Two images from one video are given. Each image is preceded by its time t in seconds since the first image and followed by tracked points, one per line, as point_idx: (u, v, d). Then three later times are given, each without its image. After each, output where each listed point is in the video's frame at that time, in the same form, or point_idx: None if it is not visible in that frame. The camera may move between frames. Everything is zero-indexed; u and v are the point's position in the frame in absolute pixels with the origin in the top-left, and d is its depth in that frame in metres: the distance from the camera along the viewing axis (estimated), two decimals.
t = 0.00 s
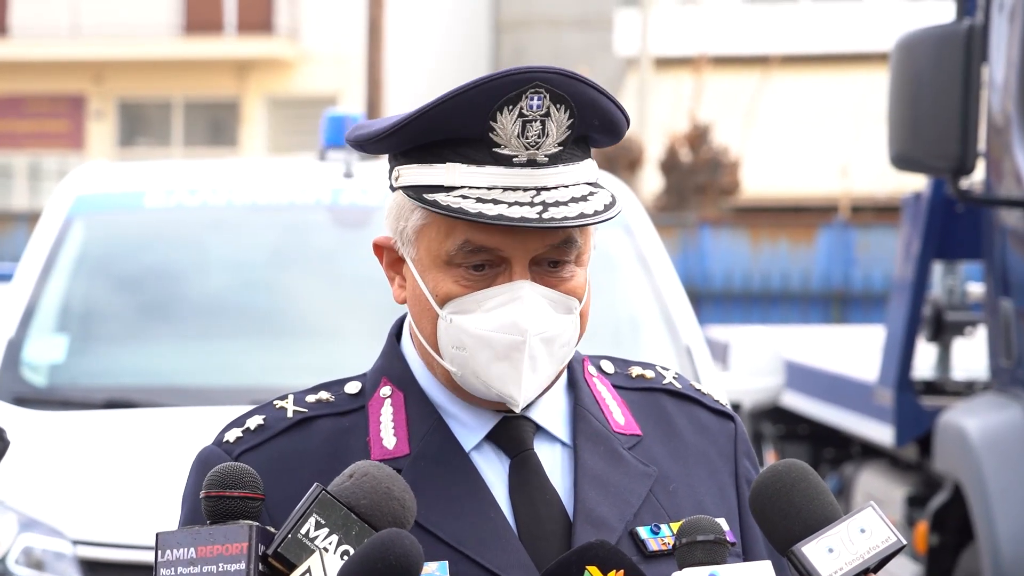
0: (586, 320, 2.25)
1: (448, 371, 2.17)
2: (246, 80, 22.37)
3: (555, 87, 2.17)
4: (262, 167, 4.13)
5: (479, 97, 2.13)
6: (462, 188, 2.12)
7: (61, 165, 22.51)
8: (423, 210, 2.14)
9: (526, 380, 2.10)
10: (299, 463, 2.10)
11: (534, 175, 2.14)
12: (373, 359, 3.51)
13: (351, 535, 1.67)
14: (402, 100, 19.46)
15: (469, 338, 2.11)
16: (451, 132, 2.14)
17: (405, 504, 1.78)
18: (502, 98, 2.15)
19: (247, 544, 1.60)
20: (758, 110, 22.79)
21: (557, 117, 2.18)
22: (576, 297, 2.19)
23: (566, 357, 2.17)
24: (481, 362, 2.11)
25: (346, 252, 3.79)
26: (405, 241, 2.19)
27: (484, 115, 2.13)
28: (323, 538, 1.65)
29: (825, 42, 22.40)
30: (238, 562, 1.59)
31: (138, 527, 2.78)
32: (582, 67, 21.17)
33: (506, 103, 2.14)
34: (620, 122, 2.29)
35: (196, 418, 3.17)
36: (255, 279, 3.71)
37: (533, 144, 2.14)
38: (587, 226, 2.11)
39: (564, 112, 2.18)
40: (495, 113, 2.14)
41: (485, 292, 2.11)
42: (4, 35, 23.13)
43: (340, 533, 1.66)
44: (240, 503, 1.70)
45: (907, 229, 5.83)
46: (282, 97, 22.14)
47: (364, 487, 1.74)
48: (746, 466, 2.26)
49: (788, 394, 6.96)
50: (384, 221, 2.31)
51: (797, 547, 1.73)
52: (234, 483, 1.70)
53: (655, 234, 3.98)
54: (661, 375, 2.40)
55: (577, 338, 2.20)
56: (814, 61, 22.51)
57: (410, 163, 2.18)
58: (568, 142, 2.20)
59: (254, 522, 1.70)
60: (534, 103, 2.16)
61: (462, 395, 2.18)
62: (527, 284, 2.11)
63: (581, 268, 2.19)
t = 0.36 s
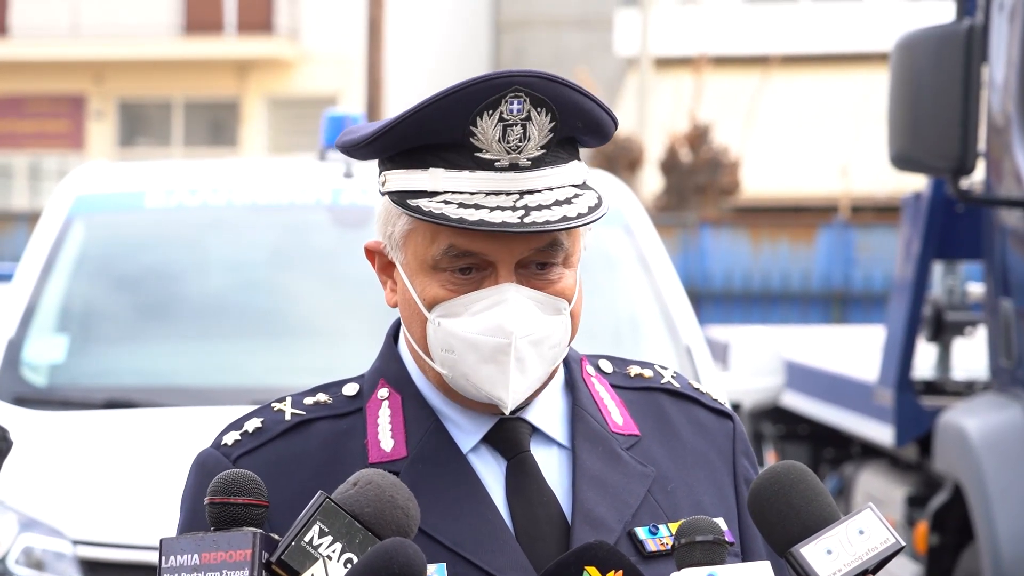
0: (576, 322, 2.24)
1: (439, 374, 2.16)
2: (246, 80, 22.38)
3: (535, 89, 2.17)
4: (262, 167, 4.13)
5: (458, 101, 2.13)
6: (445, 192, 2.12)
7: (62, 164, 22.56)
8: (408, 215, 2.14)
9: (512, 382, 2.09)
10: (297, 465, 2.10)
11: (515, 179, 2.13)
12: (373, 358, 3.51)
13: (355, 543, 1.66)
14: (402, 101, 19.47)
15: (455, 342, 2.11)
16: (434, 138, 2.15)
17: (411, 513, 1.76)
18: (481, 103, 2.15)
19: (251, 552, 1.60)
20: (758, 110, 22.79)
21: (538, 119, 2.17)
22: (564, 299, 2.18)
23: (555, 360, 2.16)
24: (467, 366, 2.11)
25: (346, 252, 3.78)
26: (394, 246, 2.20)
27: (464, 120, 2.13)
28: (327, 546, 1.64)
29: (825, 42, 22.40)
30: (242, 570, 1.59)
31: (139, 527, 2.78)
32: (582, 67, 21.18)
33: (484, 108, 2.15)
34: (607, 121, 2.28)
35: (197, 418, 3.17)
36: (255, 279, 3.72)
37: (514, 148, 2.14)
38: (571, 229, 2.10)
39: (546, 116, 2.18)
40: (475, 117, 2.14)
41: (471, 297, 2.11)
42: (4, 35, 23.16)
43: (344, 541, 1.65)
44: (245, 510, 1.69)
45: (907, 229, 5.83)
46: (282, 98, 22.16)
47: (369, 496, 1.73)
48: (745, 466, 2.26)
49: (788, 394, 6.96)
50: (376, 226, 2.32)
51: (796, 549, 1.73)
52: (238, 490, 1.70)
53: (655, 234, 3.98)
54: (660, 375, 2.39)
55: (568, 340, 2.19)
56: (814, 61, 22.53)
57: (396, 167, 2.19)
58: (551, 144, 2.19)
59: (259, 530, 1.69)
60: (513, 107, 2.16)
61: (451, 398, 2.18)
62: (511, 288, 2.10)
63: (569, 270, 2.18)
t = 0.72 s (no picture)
0: (572, 326, 2.23)
1: (435, 376, 2.16)
2: (246, 80, 22.38)
3: (524, 92, 2.16)
4: (262, 167, 4.13)
5: (448, 104, 2.13)
6: (436, 196, 2.12)
7: (61, 164, 22.57)
8: (402, 218, 2.15)
9: (505, 385, 2.08)
10: (297, 461, 2.10)
11: (507, 181, 2.13)
12: (372, 358, 3.51)
13: (356, 543, 1.66)
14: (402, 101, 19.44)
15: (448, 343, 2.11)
16: (425, 141, 2.15)
17: (412, 512, 1.76)
18: (471, 105, 2.14)
19: (252, 550, 1.60)
20: (758, 110, 22.79)
21: (529, 121, 2.16)
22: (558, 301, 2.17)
23: (550, 362, 2.16)
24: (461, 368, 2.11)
25: (346, 252, 3.78)
26: (390, 248, 2.20)
27: (454, 123, 2.14)
28: (328, 546, 1.64)
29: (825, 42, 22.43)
30: (243, 568, 1.59)
31: (138, 527, 2.78)
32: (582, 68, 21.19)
33: (474, 111, 2.14)
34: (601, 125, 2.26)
35: (197, 418, 3.17)
36: (256, 278, 3.72)
37: (504, 151, 2.13)
38: (562, 231, 2.09)
39: (536, 117, 2.17)
40: (465, 119, 2.14)
41: (464, 298, 2.11)
42: (4, 34, 23.14)
43: (344, 540, 1.65)
44: (246, 509, 1.69)
45: (907, 229, 5.83)
46: (282, 98, 22.16)
47: (369, 495, 1.73)
48: (746, 462, 2.26)
49: (788, 394, 6.96)
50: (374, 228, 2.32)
51: (794, 550, 1.73)
52: (239, 490, 1.70)
53: (655, 234, 3.98)
54: (662, 371, 2.39)
55: (564, 342, 2.18)
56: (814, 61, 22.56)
57: (391, 170, 2.19)
58: (544, 146, 2.18)
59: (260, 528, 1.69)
60: (503, 110, 2.16)
61: (446, 400, 2.17)
62: (503, 289, 2.10)
63: (563, 272, 2.17)
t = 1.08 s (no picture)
0: (577, 322, 2.24)
1: (441, 373, 2.16)
2: (246, 80, 22.39)
3: (532, 88, 2.16)
4: (262, 167, 4.13)
5: (456, 100, 2.13)
6: (444, 192, 2.12)
7: (61, 164, 22.57)
8: (408, 215, 2.15)
9: (514, 380, 2.08)
10: (301, 457, 2.09)
11: (515, 177, 2.13)
12: (372, 358, 3.51)
13: (356, 542, 1.66)
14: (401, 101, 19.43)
15: (457, 340, 2.11)
16: (432, 136, 2.15)
17: (412, 511, 1.76)
18: (478, 102, 2.15)
19: (252, 549, 1.60)
20: (758, 110, 22.78)
21: (536, 118, 2.17)
22: (564, 297, 2.18)
23: (556, 358, 2.16)
24: (470, 365, 2.11)
25: (346, 252, 3.78)
26: (396, 245, 2.20)
27: (462, 118, 2.13)
28: (329, 545, 1.64)
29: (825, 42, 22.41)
30: (244, 566, 1.59)
31: (138, 527, 2.78)
32: (582, 68, 21.18)
33: (483, 106, 2.14)
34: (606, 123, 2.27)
35: (197, 418, 3.17)
36: (255, 278, 3.72)
37: (513, 147, 2.14)
38: (570, 227, 2.10)
39: (543, 114, 2.17)
40: (473, 116, 2.14)
41: (471, 295, 2.11)
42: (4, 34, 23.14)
43: (345, 540, 1.65)
44: (246, 509, 1.69)
45: (907, 229, 5.83)
46: (282, 98, 22.15)
47: (370, 494, 1.72)
48: (749, 460, 2.26)
49: (788, 394, 6.96)
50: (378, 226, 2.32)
51: (794, 549, 1.73)
52: (240, 489, 1.70)
53: (655, 234, 3.98)
54: (665, 370, 2.39)
55: (570, 338, 2.19)
56: (814, 61, 22.54)
57: (398, 167, 2.18)
58: (550, 143, 2.19)
59: (259, 528, 1.69)
60: (511, 106, 2.16)
61: (453, 396, 2.17)
62: (511, 285, 2.10)
63: (569, 269, 2.18)
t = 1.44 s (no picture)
0: (583, 322, 2.24)
1: (447, 372, 2.16)
2: (246, 80, 22.37)
3: (541, 86, 2.16)
4: (262, 167, 4.13)
5: (464, 98, 2.13)
6: (451, 190, 2.12)
7: (62, 164, 22.56)
8: (415, 213, 2.14)
9: (522, 378, 2.08)
10: (304, 457, 2.09)
11: (522, 175, 2.13)
12: (372, 359, 3.51)
13: (358, 541, 1.66)
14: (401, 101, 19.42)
15: (463, 338, 2.11)
16: (440, 135, 2.15)
17: (414, 511, 1.76)
18: (488, 99, 2.14)
19: (254, 549, 1.60)
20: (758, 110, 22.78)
21: (545, 116, 2.16)
22: (571, 296, 2.18)
23: (563, 357, 2.16)
24: (477, 363, 2.10)
25: (345, 252, 3.78)
26: (402, 244, 2.20)
27: (470, 117, 2.13)
28: (331, 544, 1.64)
29: (824, 42, 22.40)
30: (245, 566, 1.59)
31: (139, 527, 2.78)
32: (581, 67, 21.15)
33: (492, 104, 2.14)
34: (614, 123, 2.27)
35: (197, 418, 3.17)
36: (251, 279, 3.71)
37: (521, 144, 2.13)
38: (577, 225, 2.10)
39: (552, 112, 2.17)
40: (482, 114, 2.14)
41: (478, 293, 2.11)
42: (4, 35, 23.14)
43: (347, 540, 1.65)
44: (248, 508, 1.69)
45: (908, 229, 5.84)
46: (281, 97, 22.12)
47: (372, 493, 1.73)
48: (751, 462, 2.26)
49: (788, 394, 6.97)
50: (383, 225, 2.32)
51: (794, 548, 1.73)
52: (242, 488, 1.70)
53: (656, 234, 3.98)
54: (666, 372, 2.39)
55: (575, 336, 2.19)
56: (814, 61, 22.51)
57: (403, 166, 2.19)
58: (557, 141, 2.18)
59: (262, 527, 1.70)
60: (520, 104, 2.15)
61: (459, 395, 2.18)
62: (519, 283, 2.10)
63: (575, 267, 2.19)
